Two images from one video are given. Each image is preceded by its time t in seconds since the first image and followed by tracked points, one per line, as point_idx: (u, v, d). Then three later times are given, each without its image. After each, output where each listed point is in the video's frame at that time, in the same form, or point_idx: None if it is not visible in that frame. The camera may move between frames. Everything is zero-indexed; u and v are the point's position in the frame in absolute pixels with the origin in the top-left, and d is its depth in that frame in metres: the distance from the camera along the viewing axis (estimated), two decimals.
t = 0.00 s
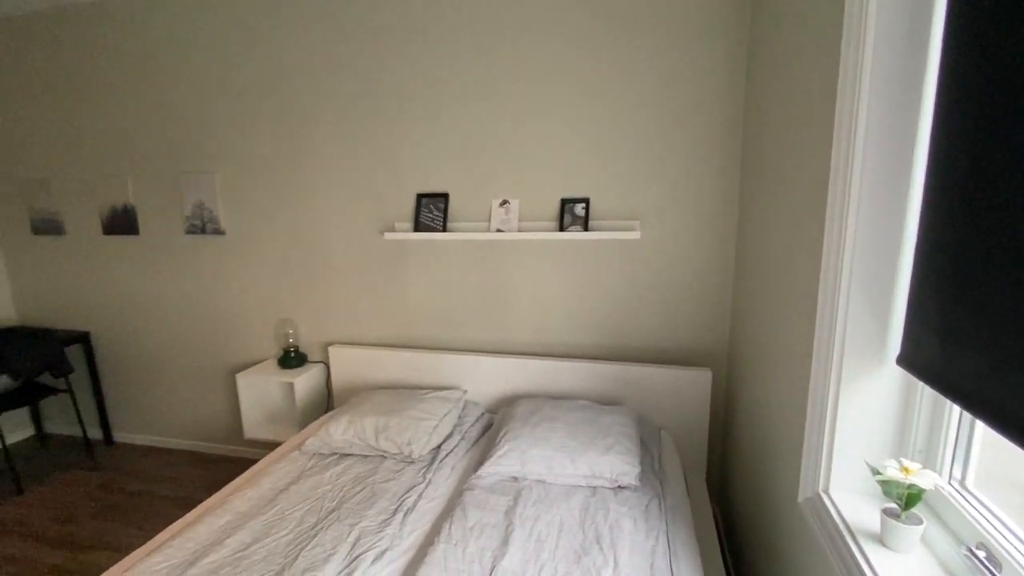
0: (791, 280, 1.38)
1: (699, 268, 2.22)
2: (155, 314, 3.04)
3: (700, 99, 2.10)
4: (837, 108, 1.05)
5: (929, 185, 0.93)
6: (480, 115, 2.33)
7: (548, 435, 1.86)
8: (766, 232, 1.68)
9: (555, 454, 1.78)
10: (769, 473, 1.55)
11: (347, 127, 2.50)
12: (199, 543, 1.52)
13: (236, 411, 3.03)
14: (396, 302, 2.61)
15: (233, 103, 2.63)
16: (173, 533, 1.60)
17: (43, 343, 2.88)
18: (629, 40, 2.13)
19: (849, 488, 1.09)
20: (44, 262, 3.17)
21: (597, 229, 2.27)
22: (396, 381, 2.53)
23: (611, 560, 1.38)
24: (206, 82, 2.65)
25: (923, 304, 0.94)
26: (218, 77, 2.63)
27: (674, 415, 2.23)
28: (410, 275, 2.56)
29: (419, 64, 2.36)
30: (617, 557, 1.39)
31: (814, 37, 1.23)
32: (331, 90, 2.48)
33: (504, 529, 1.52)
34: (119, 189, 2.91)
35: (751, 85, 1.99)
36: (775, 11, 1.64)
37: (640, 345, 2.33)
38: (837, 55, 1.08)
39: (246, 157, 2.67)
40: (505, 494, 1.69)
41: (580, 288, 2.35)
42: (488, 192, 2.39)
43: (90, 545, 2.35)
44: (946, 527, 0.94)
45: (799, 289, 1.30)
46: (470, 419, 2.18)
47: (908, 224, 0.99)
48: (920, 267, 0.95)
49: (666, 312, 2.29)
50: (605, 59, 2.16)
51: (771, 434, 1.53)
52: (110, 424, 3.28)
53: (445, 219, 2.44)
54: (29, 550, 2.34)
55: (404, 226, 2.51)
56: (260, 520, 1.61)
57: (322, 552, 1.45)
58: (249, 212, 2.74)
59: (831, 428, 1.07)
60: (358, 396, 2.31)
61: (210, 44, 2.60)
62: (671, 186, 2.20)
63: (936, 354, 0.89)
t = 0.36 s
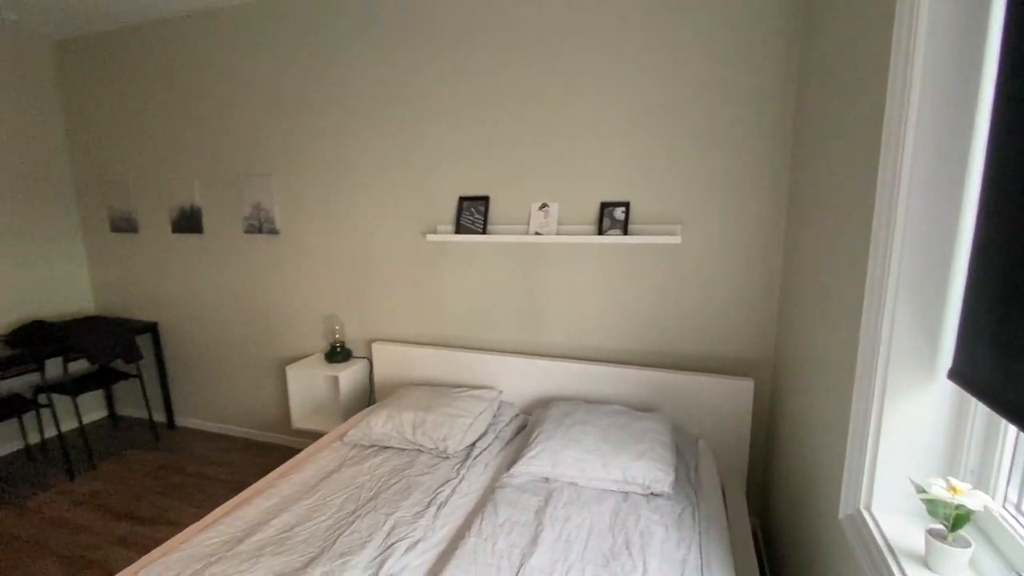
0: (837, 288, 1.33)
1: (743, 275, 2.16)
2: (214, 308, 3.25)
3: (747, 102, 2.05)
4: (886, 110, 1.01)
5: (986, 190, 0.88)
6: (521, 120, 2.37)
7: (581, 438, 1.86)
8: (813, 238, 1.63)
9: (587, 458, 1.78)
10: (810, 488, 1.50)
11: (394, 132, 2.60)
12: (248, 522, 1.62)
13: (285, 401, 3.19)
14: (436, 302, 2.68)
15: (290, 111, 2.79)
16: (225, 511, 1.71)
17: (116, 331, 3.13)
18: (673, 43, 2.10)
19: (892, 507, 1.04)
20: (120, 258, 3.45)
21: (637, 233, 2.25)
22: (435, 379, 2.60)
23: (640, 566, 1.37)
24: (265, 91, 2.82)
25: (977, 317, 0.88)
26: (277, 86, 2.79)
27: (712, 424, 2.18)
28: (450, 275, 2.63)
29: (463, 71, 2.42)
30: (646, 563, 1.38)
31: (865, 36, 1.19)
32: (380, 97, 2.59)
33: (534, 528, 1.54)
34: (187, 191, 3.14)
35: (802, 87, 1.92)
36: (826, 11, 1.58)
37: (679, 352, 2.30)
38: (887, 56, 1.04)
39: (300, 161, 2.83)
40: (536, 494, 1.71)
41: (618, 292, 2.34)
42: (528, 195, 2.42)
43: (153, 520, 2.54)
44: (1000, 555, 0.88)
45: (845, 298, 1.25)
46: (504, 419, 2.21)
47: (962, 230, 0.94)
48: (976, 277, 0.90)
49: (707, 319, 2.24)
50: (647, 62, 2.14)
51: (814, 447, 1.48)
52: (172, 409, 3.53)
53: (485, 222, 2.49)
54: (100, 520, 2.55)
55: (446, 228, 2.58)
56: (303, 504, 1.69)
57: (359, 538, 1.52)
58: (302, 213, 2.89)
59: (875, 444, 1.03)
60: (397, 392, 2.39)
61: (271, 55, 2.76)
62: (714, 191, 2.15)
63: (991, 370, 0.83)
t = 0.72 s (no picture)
0: (901, 297, 1.27)
1: (800, 282, 2.09)
2: (275, 305, 3.44)
3: (806, 104, 1.99)
4: (956, 114, 0.97)
5: None
6: (570, 125, 2.39)
7: (625, 443, 1.85)
8: (876, 245, 1.56)
9: (631, 463, 1.77)
10: (869, 506, 1.43)
11: (447, 138, 2.68)
12: (304, 507, 1.72)
13: (339, 395, 3.34)
14: (483, 303, 2.74)
15: (349, 118, 2.94)
16: (283, 496, 1.82)
17: (188, 324, 3.38)
18: (728, 45, 2.07)
19: (959, 530, 0.99)
20: (193, 257, 3.73)
21: (687, 238, 2.22)
22: (480, 379, 2.65)
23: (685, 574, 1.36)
24: (327, 100, 2.98)
25: None
26: (338, 96, 2.95)
27: (763, 436, 2.11)
28: (497, 278, 2.68)
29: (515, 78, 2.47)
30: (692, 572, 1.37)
31: (935, 35, 1.14)
32: (434, 104, 2.68)
33: (577, 530, 1.54)
34: (254, 195, 3.36)
35: (867, 88, 1.85)
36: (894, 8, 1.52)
37: (729, 360, 2.24)
38: (958, 56, 0.99)
39: (358, 166, 2.97)
40: (579, 497, 1.72)
41: (665, 298, 2.32)
42: (575, 199, 2.44)
43: (217, 501, 2.72)
44: None
45: (910, 307, 1.20)
46: (548, 421, 2.23)
47: None
48: None
49: (759, 326, 2.18)
50: (700, 65, 2.12)
51: (874, 462, 1.42)
52: (235, 399, 3.76)
53: (533, 226, 2.53)
54: (171, 499, 2.76)
55: (494, 231, 2.63)
56: (354, 493, 1.78)
57: (407, 528, 1.58)
58: (358, 216, 3.02)
59: (939, 462, 0.98)
60: (444, 390, 2.45)
61: (333, 67, 2.92)
62: (769, 196, 2.09)
63: None
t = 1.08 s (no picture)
0: (972, 309, 1.20)
1: (859, 291, 2.00)
2: (328, 303, 3.60)
3: (869, 105, 1.90)
4: None
5: None
6: (617, 129, 2.39)
7: (671, 449, 1.83)
8: (944, 253, 1.48)
9: (676, 470, 1.75)
10: (932, 528, 1.36)
11: (494, 143, 2.74)
12: (354, 496, 1.79)
13: (385, 392, 3.45)
14: (527, 306, 2.77)
15: (402, 124, 3.05)
16: (334, 485, 1.91)
17: (248, 319, 3.58)
18: (786, 46, 2.01)
19: None
20: (254, 256, 3.95)
21: (738, 243, 2.17)
22: (524, 380, 2.68)
23: None
24: (382, 107, 3.10)
25: None
26: (391, 103, 3.06)
27: (816, 449, 2.03)
28: (542, 281, 2.70)
29: (562, 83, 2.50)
30: None
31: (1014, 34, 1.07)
32: (484, 110, 2.74)
33: (620, 535, 1.54)
34: (311, 197, 3.53)
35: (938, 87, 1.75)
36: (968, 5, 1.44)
37: (781, 369, 2.17)
38: None
39: (409, 170, 3.07)
40: (622, 502, 1.71)
41: (714, 304, 2.27)
42: (622, 203, 2.43)
43: (272, 487, 2.88)
44: None
45: (981, 320, 1.13)
46: (590, 425, 2.23)
47: None
48: None
49: (814, 336, 2.10)
50: (753, 66, 2.07)
51: (938, 482, 1.34)
52: (289, 391, 3.95)
53: (578, 229, 2.54)
54: (231, 483, 2.94)
55: (540, 234, 2.66)
56: (401, 486, 1.84)
57: (451, 522, 1.62)
58: (408, 218, 3.12)
59: (1010, 484, 0.93)
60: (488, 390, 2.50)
61: (388, 75, 3.04)
62: (827, 200, 2.02)
63: None
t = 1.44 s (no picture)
0: None
1: (920, 298, 1.90)
2: (370, 302, 3.70)
3: (932, 102, 1.80)
4: None
5: None
6: (660, 130, 2.36)
7: (714, 458, 1.78)
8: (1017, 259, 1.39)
9: (721, 480, 1.70)
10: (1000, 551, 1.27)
11: (536, 146, 2.76)
12: (395, 491, 1.83)
13: (424, 390, 3.52)
14: (567, 308, 2.77)
15: (444, 128, 3.11)
16: (377, 479, 1.96)
17: (296, 316, 3.72)
18: (840, 42, 1.93)
19: None
20: (301, 255, 4.11)
21: (788, 247, 2.10)
22: (562, 382, 2.68)
23: None
24: (425, 111, 3.18)
25: None
26: (434, 107, 3.13)
27: (870, 464, 1.94)
28: (582, 283, 2.69)
29: (606, 85, 2.49)
30: None
31: None
32: (525, 113, 2.77)
33: (661, 542, 1.51)
34: (356, 199, 3.64)
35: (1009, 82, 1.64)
36: None
37: (832, 378, 2.09)
38: None
39: (450, 173, 3.13)
40: (663, 510, 1.68)
41: (761, 309, 2.21)
42: (665, 206, 2.40)
43: (316, 479, 2.98)
44: None
45: None
46: (630, 431, 2.20)
47: None
48: None
49: (868, 345, 2.01)
50: (806, 65, 2.00)
51: (1006, 501, 1.26)
52: (332, 387, 4.09)
53: (620, 231, 2.52)
54: (277, 473, 3.06)
55: (581, 237, 2.65)
56: (442, 483, 1.87)
57: (490, 521, 1.63)
58: (448, 220, 3.18)
59: None
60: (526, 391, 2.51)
61: (432, 80, 3.12)
62: (885, 202, 1.92)
63: None
